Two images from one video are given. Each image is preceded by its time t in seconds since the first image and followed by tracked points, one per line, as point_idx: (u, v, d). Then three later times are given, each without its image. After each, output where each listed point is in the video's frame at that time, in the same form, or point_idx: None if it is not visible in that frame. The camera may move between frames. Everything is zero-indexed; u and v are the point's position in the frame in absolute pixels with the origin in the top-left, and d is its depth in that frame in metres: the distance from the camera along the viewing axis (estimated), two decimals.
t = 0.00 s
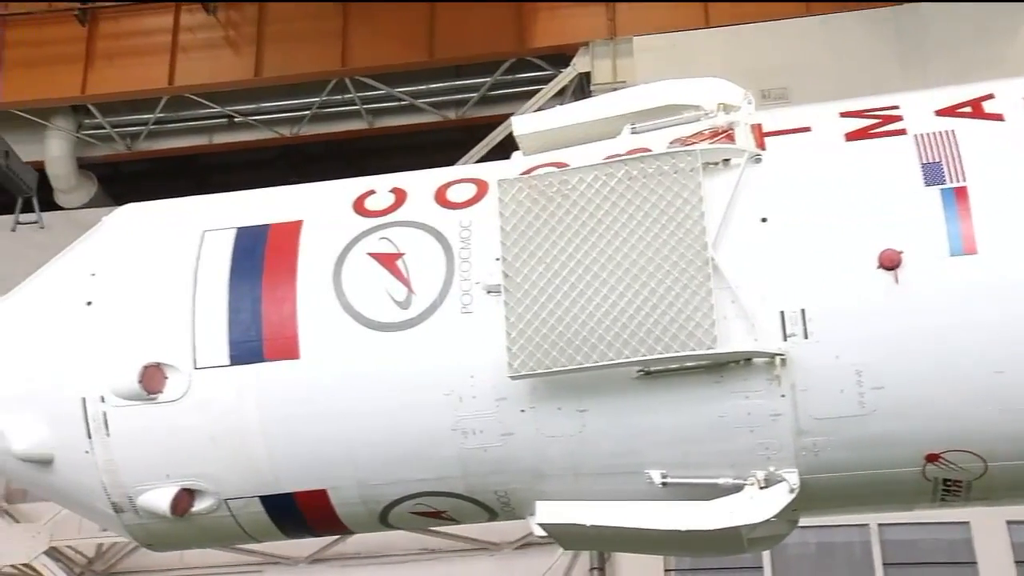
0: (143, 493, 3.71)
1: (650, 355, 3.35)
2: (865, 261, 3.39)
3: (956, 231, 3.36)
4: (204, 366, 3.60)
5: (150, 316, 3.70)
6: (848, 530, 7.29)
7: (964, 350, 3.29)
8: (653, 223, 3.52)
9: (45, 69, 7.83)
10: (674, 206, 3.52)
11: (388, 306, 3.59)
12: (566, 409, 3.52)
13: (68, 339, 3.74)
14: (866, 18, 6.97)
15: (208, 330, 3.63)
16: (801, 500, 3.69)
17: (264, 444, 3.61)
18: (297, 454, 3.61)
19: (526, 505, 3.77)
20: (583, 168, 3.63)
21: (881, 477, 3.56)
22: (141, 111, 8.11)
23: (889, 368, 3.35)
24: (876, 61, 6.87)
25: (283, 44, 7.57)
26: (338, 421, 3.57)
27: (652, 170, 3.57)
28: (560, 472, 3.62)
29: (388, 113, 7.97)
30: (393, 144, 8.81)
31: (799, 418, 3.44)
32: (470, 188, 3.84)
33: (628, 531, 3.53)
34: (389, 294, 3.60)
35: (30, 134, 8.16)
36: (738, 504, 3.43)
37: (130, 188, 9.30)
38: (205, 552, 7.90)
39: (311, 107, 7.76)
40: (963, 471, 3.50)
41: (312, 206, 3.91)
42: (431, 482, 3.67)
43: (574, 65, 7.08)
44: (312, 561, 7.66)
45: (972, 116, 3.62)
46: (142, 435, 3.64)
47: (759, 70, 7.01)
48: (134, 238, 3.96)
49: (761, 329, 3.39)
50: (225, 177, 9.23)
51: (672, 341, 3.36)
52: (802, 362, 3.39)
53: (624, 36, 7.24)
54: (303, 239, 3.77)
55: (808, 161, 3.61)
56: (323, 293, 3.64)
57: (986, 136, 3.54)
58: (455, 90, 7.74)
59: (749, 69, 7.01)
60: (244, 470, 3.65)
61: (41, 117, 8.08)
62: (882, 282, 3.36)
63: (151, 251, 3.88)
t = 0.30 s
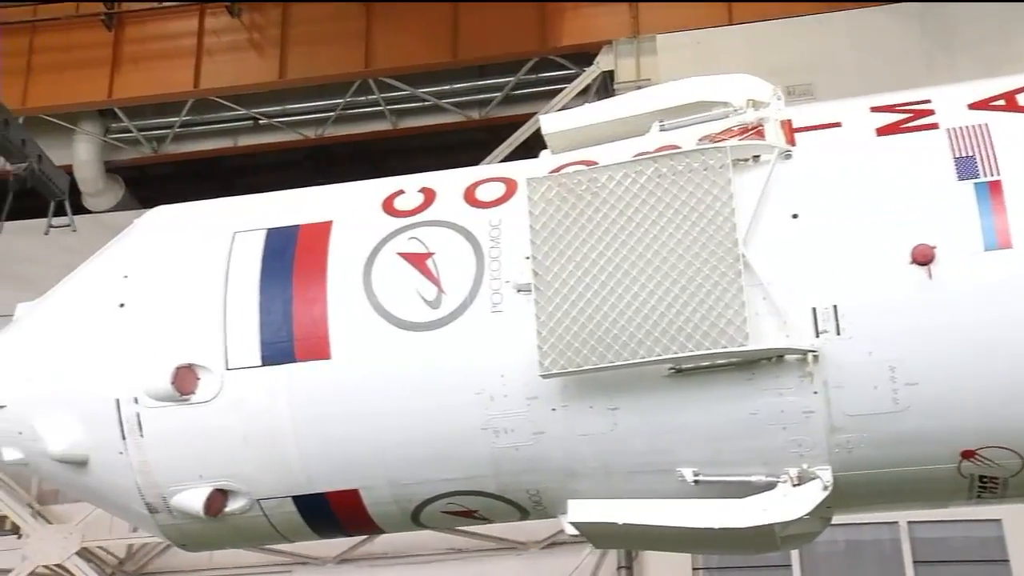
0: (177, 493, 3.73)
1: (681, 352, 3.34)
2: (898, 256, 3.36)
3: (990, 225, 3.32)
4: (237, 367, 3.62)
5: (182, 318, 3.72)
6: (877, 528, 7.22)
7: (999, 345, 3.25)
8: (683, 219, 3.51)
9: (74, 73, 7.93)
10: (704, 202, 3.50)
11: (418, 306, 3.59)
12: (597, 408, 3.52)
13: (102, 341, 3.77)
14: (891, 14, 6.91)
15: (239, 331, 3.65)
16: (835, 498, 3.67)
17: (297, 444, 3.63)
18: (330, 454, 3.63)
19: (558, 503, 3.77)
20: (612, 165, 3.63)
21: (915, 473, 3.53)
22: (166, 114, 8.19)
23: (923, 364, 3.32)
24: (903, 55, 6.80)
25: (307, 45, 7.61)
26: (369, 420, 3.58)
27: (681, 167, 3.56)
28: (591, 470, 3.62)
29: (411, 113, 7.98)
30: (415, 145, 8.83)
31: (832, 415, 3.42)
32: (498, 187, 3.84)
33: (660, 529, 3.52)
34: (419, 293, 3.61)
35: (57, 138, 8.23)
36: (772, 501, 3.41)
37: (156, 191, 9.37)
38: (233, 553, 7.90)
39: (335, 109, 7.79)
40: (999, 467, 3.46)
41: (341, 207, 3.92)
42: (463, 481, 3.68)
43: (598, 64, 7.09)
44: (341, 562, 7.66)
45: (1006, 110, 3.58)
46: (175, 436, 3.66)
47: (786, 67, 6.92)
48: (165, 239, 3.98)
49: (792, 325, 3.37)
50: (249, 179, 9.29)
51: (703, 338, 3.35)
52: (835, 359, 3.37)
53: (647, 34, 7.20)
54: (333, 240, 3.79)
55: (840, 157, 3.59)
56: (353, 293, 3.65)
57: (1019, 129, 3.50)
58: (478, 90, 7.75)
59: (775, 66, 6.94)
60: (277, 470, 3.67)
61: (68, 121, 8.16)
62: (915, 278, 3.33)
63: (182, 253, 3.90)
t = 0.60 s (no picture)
0: (210, 493, 3.76)
1: (712, 350, 3.33)
2: (931, 251, 3.34)
3: None
4: (268, 367, 3.63)
5: (212, 319, 3.73)
6: (906, 526, 7.16)
7: None
8: (713, 216, 3.50)
9: (100, 78, 8.01)
10: (734, 199, 3.49)
11: (449, 305, 3.60)
12: (629, 406, 3.51)
13: (134, 343, 3.79)
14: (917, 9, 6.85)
15: (270, 331, 3.67)
16: (868, 495, 3.64)
17: (329, 444, 3.64)
18: (362, 453, 3.64)
19: (590, 502, 3.76)
20: (641, 163, 3.62)
21: (950, 470, 3.50)
22: (192, 117, 8.23)
23: (958, 360, 3.29)
24: (926, 49, 6.75)
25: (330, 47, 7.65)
26: (401, 420, 3.59)
27: (711, 164, 3.54)
28: (623, 468, 3.61)
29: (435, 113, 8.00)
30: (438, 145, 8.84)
31: (866, 411, 3.39)
32: (527, 185, 3.83)
33: (692, 527, 3.51)
34: (450, 293, 3.61)
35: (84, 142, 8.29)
36: (805, 499, 3.39)
37: (180, 193, 9.44)
38: (262, 553, 7.94)
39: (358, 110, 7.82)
40: None
41: (369, 208, 3.93)
42: (494, 480, 3.68)
43: (621, 62, 7.08)
44: (368, 562, 7.68)
45: None
46: (208, 437, 3.68)
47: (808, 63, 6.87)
48: (196, 240, 4.01)
49: (824, 322, 3.34)
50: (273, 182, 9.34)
51: (734, 335, 3.34)
52: (869, 355, 3.34)
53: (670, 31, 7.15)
54: (363, 239, 3.80)
55: (871, 152, 3.56)
56: (383, 293, 3.65)
57: None
58: (501, 89, 7.76)
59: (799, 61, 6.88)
60: (309, 470, 3.68)
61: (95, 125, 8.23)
62: (949, 273, 3.30)
63: (213, 253, 3.92)
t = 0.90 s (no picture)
0: (242, 493, 3.78)
1: (744, 347, 3.32)
2: (965, 246, 3.31)
3: None
4: (299, 368, 3.64)
5: (244, 320, 3.75)
6: (936, 524, 7.09)
7: None
8: (744, 213, 3.48)
9: (126, 82, 8.08)
10: (765, 195, 3.47)
11: (479, 304, 3.60)
12: (660, 404, 3.50)
13: (166, 344, 3.81)
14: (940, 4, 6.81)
15: (301, 331, 3.68)
16: (903, 493, 3.62)
17: (360, 444, 3.65)
18: (394, 453, 3.65)
19: (622, 500, 3.76)
20: (671, 160, 3.61)
21: (986, 467, 3.47)
22: (218, 119, 8.26)
23: (994, 356, 3.25)
24: (954, 44, 6.68)
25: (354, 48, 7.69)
26: (432, 419, 3.60)
27: (741, 161, 3.53)
28: (656, 466, 3.61)
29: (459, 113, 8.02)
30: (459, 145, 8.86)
31: (900, 408, 3.37)
32: (556, 184, 3.83)
33: (725, 526, 3.50)
34: (480, 292, 3.62)
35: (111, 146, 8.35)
36: (839, 496, 3.37)
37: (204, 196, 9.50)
38: (289, 553, 7.98)
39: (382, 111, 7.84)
40: None
41: (398, 208, 3.94)
42: (526, 479, 3.68)
43: (644, 60, 7.02)
44: (396, 562, 7.70)
45: None
46: (240, 437, 3.69)
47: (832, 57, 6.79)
48: (227, 241, 4.03)
49: (857, 318, 3.32)
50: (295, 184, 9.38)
51: (766, 332, 3.32)
52: (903, 351, 3.31)
53: (693, 29, 7.14)
54: (392, 239, 3.80)
55: (903, 147, 3.54)
56: (413, 293, 3.66)
57: None
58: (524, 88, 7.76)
59: (825, 56, 6.81)
60: (341, 469, 3.69)
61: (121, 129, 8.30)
62: (984, 268, 3.27)
63: (244, 254, 3.94)
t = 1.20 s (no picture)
0: (275, 493, 3.79)
1: (776, 344, 3.30)
2: (1000, 240, 3.28)
3: None
4: (331, 367, 3.65)
5: (275, 320, 3.76)
6: (966, 521, 7.02)
7: None
8: (775, 209, 3.46)
9: (150, 86, 8.14)
10: (796, 191, 3.45)
11: (509, 303, 3.60)
12: (692, 401, 3.49)
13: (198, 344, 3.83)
14: None
15: (332, 331, 3.69)
16: (937, 490, 3.59)
17: (392, 443, 3.66)
18: (426, 452, 3.65)
19: (654, 498, 3.75)
20: (701, 157, 3.60)
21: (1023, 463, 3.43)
22: (242, 121, 8.31)
23: None
24: (979, 37, 6.62)
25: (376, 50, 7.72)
26: (463, 418, 3.60)
27: (772, 157, 3.51)
28: (689, 464, 3.60)
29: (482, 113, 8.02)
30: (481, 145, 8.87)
31: (934, 404, 3.34)
32: (586, 182, 3.82)
33: (758, 523, 3.48)
34: (510, 291, 3.61)
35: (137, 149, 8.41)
36: (874, 493, 3.34)
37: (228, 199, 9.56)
38: (316, 553, 8.01)
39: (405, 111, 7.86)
40: None
41: (427, 208, 3.95)
42: (557, 478, 3.68)
43: (668, 58, 6.99)
44: (422, 561, 7.72)
45: None
46: (272, 437, 3.70)
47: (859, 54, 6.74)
48: (257, 242, 4.05)
49: (890, 314, 3.30)
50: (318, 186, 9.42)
51: (799, 328, 3.30)
52: (937, 346, 3.28)
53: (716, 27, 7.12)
54: (422, 239, 3.81)
55: (935, 141, 3.51)
56: (442, 292, 3.67)
57: None
58: (546, 87, 7.77)
59: (848, 53, 6.77)
60: (373, 469, 3.70)
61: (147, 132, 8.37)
62: (1020, 263, 3.23)
63: (274, 254, 3.95)
